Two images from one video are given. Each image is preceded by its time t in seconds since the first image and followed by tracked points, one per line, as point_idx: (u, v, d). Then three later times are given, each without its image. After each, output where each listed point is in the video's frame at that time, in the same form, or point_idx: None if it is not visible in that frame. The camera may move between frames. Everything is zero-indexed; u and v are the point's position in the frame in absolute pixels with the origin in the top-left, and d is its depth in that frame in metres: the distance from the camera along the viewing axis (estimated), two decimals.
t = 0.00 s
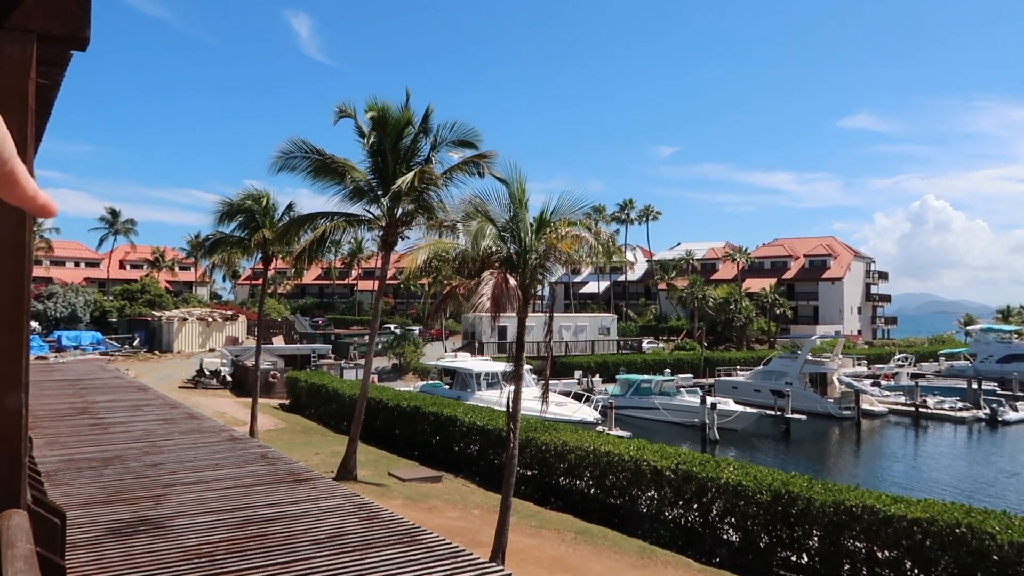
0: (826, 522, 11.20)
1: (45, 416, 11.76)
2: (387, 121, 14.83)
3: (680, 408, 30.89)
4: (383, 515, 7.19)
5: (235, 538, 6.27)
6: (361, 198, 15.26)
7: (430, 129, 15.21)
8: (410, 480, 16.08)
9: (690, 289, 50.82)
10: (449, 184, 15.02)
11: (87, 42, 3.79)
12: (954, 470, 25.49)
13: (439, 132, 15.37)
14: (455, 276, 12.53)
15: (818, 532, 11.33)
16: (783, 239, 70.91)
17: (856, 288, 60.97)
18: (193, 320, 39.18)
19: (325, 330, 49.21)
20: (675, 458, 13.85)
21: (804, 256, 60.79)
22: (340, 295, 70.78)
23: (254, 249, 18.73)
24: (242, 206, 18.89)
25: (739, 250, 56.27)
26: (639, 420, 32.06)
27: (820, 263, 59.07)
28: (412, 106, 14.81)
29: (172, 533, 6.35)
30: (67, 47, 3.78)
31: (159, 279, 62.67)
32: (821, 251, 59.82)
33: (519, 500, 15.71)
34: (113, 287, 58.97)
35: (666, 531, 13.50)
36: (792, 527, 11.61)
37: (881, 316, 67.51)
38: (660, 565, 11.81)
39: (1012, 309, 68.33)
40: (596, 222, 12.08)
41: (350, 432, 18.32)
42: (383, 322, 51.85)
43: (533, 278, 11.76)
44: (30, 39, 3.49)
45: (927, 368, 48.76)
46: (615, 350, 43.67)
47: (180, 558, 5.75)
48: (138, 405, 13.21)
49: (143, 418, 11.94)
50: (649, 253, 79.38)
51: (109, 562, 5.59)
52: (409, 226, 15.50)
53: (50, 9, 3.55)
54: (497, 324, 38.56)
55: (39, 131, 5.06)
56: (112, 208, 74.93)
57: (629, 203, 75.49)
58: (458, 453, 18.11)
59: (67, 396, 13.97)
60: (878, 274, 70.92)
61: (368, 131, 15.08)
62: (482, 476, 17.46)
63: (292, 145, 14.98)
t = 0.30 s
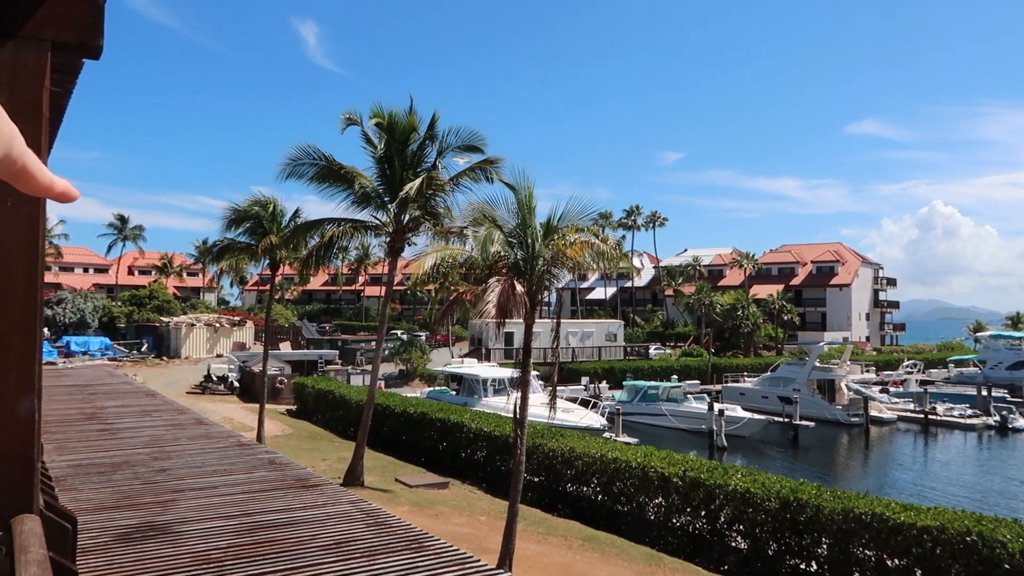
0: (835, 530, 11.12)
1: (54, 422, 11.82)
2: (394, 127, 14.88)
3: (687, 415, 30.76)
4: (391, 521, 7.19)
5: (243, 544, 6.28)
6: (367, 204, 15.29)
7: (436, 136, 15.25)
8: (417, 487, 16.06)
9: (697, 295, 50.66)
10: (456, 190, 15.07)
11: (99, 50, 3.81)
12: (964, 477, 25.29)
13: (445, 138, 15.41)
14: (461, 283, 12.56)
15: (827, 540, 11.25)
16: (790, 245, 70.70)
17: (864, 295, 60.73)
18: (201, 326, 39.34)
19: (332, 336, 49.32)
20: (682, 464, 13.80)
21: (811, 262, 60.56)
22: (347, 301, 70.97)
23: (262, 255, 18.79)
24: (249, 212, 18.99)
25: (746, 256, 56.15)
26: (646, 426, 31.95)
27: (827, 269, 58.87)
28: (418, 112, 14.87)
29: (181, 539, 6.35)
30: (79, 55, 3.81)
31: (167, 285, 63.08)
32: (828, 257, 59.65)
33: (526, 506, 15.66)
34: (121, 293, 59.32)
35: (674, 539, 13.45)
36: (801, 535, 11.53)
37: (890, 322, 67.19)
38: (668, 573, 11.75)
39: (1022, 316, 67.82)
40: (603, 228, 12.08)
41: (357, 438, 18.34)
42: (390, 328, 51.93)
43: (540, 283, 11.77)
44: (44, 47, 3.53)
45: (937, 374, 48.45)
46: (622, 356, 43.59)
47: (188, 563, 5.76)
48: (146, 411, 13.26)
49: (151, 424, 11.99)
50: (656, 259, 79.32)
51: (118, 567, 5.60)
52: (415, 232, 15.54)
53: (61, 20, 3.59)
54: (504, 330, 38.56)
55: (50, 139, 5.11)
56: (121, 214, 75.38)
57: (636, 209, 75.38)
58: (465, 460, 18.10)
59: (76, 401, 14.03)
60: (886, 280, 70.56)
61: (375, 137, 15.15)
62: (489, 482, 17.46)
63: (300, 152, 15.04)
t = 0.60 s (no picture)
0: (845, 532, 11.04)
1: (63, 425, 11.88)
2: (401, 131, 14.93)
3: (695, 417, 30.66)
4: (398, 523, 7.19)
5: (252, 547, 6.29)
6: (375, 207, 15.32)
7: (443, 139, 15.27)
8: (425, 489, 16.06)
9: (705, 297, 50.50)
10: (463, 192, 15.09)
11: (108, 55, 3.85)
12: (974, 480, 25.11)
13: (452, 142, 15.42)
14: (469, 286, 12.56)
15: (836, 542, 11.18)
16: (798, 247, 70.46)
17: (872, 296, 60.45)
18: (209, 330, 39.48)
19: (339, 339, 49.44)
20: (690, 467, 13.75)
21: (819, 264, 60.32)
22: (355, 305, 71.17)
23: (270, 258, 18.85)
24: (256, 216, 19.08)
25: (754, 258, 55.97)
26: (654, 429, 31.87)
27: (835, 270, 58.63)
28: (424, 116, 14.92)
29: (190, 542, 6.37)
30: (89, 60, 3.84)
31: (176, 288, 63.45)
32: (836, 258, 59.40)
33: (533, 509, 15.64)
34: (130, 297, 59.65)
35: (682, 541, 13.40)
36: (810, 537, 11.46)
37: (899, 324, 66.83)
38: None
39: None
40: (610, 231, 12.04)
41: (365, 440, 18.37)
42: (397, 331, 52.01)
43: (547, 286, 11.76)
44: (54, 53, 3.54)
45: (946, 375, 48.14)
46: (629, 358, 43.52)
47: (196, 566, 5.78)
48: (155, 414, 13.31)
49: (160, 427, 12.04)
50: (663, 261, 79.16)
51: (127, 571, 5.61)
52: (423, 235, 15.55)
53: (71, 26, 3.63)
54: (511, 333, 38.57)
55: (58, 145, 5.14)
56: (129, 219, 75.82)
57: (643, 211, 75.22)
58: (473, 462, 18.10)
59: (85, 405, 14.10)
60: (895, 282, 70.18)
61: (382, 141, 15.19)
62: (497, 485, 17.45)
63: (308, 155, 15.08)
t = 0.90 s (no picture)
0: (854, 533, 10.98)
1: (73, 426, 11.93)
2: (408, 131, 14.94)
3: (703, 417, 30.57)
4: (406, 523, 7.18)
5: (260, 547, 6.30)
6: (382, 207, 15.34)
7: (450, 140, 15.25)
8: (433, 490, 16.06)
9: (713, 297, 50.33)
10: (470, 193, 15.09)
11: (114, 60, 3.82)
12: (984, 480, 24.92)
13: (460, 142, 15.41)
14: (476, 285, 12.54)
15: (845, 543, 11.10)
16: (807, 246, 70.13)
17: (881, 296, 60.10)
18: (217, 331, 39.62)
19: (347, 340, 49.50)
20: (698, 467, 13.71)
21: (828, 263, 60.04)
22: (362, 305, 71.39)
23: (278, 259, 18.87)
24: (264, 217, 19.13)
25: (761, 258, 55.76)
26: (662, 429, 31.77)
27: (844, 270, 58.37)
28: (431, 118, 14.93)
29: (198, 542, 6.38)
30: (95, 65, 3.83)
31: (184, 290, 63.73)
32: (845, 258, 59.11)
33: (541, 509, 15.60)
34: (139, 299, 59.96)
35: (690, 542, 13.34)
36: (819, 538, 11.39)
37: (908, 324, 66.48)
38: None
39: None
40: (617, 231, 12.02)
41: (373, 441, 18.41)
42: (405, 332, 52.09)
43: (554, 286, 11.77)
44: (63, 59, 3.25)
45: (957, 375, 47.83)
46: (637, 358, 43.43)
47: (205, 566, 5.79)
48: (164, 415, 13.36)
49: (169, 428, 12.08)
50: (671, 261, 78.91)
51: (136, 571, 5.63)
52: (430, 236, 15.55)
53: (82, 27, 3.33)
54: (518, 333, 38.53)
55: (68, 148, 5.14)
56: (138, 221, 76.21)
57: (650, 211, 75.03)
58: (481, 463, 18.08)
59: (94, 406, 14.17)
60: (904, 281, 69.79)
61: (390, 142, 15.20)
62: (505, 486, 17.43)
63: (316, 155, 15.12)
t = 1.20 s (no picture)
0: (861, 524, 10.97)
1: (84, 418, 12.04)
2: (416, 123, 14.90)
3: (711, 409, 30.52)
4: (413, 514, 7.21)
5: (267, 538, 6.34)
6: (389, 199, 15.34)
7: (458, 132, 15.23)
8: (440, 481, 16.12)
9: (721, 288, 50.16)
10: (477, 185, 15.06)
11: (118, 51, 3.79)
12: (994, 472, 24.83)
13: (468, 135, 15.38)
14: (483, 277, 12.51)
15: (853, 535, 11.09)
16: (816, 238, 69.76)
17: (891, 287, 59.78)
18: (226, 323, 39.85)
19: (355, 332, 49.71)
20: (706, 459, 13.70)
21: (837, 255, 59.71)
22: (370, 297, 71.59)
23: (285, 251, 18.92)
24: (272, 210, 19.17)
25: (770, 249, 55.55)
26: (670, 421, 31.75)
27: (853, 261, 58.06)
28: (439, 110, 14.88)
29: (206, 533, 6.42)
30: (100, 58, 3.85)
31: (194, 282, 64.15)
32: (854, 249, 58.83)
33: (549, 501, 15.62)
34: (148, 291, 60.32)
35: (697, 533, 13.36)
36: (827, 530, 11.38)
37: (918, 315, 66.14)
38: (692, 567, 11.66)
39: None
40: (624, 222, 11.98)
41: (381, 433, 18.47)
42: (413, 324, 52.19)
43: (562, 278, 11.75)
44: (65, 48, 3.36)
45: (967, 366, 47.55)
46: (645, 350, 43.38)
47: (212, 556, 5.83)
48: (173, 407, 13.46)
49: (178, 420, 12.17)
50: (678, 253, 78.71)
51: (144, 561, 5.68)
52: (437, 228, 15.57)
53: (84, 17, 3.41)
54: (526, 325, 38.56)
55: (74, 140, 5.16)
56: (147, 214, 76.56)
57: (658, 203, 74.73)
58: (488, 454, 18.12)
59: (104, 398, 14.28)
60: (914, 273, 69.37)
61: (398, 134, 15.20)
62: (512, 477, 17.49)
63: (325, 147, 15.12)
